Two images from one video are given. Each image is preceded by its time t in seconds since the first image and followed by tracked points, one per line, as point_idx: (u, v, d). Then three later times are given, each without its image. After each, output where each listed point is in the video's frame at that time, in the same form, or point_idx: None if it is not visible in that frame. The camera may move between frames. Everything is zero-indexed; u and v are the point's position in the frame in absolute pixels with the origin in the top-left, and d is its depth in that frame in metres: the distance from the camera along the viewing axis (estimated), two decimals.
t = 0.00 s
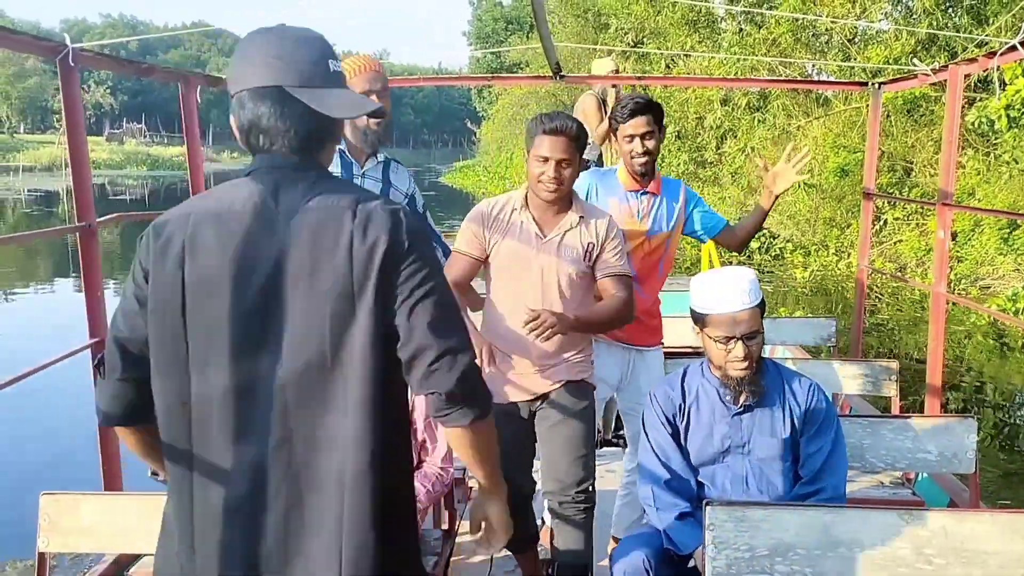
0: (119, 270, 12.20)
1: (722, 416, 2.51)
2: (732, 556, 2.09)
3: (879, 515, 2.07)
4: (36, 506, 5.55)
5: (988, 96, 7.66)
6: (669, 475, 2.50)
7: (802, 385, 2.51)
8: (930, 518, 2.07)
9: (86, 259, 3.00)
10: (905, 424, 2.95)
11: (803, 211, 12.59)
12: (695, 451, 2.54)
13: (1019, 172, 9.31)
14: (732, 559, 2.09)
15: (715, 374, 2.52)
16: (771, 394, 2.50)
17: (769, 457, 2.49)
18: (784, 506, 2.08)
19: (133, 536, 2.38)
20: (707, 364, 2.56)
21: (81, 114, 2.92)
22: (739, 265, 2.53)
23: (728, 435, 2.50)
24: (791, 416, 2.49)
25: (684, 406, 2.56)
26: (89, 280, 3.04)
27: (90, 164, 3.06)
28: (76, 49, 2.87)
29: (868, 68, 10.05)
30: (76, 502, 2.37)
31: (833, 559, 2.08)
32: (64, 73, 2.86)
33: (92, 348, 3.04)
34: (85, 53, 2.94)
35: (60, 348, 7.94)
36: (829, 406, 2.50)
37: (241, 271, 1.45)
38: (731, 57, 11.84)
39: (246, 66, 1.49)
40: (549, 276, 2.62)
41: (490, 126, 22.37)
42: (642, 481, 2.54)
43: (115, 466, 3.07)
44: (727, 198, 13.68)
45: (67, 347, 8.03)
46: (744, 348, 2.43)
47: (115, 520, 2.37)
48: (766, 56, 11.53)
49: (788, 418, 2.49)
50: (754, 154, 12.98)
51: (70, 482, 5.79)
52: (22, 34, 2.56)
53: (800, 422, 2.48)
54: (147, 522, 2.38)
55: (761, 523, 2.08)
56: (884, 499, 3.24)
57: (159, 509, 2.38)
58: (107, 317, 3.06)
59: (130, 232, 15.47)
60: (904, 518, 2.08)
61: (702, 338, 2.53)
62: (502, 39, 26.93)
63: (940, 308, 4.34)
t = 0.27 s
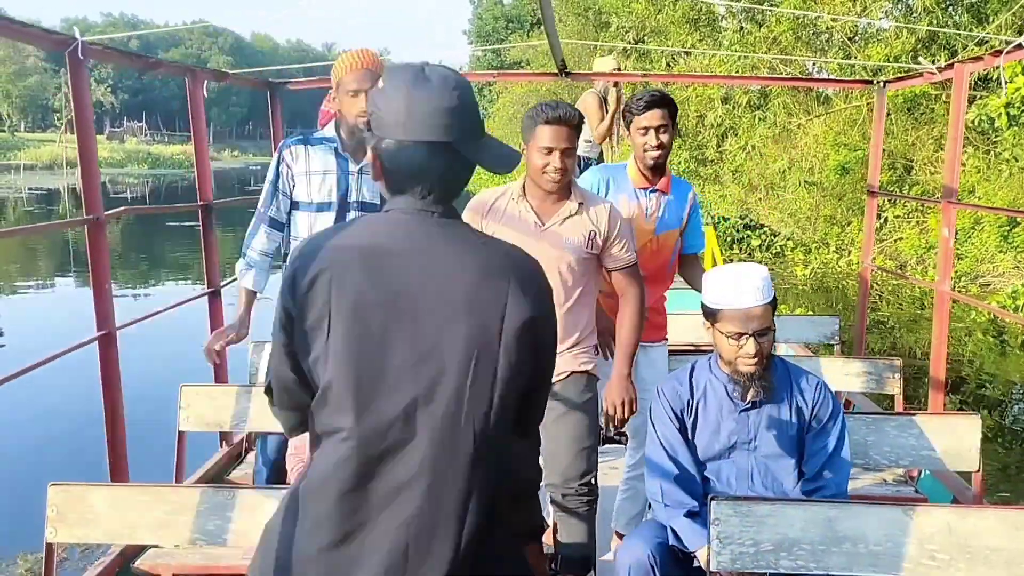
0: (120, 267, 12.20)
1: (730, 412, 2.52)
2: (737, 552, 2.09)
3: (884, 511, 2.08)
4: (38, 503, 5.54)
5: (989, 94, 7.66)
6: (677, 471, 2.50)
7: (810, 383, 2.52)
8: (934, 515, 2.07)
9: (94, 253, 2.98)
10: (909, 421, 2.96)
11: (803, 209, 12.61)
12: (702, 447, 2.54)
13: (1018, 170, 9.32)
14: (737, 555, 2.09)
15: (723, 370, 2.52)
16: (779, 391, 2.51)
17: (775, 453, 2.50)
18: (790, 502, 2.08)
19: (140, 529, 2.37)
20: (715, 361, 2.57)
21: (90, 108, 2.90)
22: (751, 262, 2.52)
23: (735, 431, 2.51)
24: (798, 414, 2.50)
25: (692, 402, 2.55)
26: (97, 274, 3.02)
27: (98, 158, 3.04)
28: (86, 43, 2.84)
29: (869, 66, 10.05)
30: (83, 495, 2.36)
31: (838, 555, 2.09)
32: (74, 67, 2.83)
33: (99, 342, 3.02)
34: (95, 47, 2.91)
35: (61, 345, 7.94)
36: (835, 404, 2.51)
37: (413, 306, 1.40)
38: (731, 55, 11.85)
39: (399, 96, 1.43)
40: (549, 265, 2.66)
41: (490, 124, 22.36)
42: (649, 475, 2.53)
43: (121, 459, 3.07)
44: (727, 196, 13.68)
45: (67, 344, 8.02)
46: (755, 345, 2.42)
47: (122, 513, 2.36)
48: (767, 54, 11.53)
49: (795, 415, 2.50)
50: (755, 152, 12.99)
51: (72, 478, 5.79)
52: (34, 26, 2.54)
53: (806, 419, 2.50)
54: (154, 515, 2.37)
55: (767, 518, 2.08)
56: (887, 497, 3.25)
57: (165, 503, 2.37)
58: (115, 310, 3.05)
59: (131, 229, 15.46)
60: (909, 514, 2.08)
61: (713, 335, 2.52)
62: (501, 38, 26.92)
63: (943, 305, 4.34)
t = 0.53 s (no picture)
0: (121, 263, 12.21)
1: (740, 407, 2.51)
2: (743, 544, 2.08)
3: (890, 503, 2.08)
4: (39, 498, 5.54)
5: (990, 88, 7.66)
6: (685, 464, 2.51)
7: (822, 380, 2.52)
8: (939, 507, 2.08)
9: (102, 244, 2.98)
10: (915, 416, 2.96)
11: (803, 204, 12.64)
12: (711, 441, 2.55)
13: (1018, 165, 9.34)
14: (743, 547, 2.08)
15: (735, 364, 2.52)
16: (792, 387, 2.50)
17: (784, 448, 2.51)
18: (797, 494, 2.08)
19: (147, 519, 2.38)
20: (727, 355, 2.56)
21: (98, 99, 2.89)
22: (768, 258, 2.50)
23: (745, 426, 2.51)
24: (809, 410, 2.50)
25: (703, 396, 2.56)
26: (105, 265, 3.03)
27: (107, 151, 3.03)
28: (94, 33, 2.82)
29: (868, 61, 10.05)
30: (92, 485, 2.36)
31: (843, 547, 2.09)
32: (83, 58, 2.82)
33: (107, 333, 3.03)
34: (103, 38, 2.89)
35: (63, 340, 7.95)
36: (845, 402, 2.53)
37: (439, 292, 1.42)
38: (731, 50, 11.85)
39: (447, 96, 1.42)
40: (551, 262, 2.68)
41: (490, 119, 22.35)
42: (655, 466, 2.53)
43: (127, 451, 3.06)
44: (728, 191, 13.68)
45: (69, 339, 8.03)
46: (770, 340, 2.40)
47: (129, 503, 2.37)
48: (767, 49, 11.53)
49: (806, 411, 2.50)
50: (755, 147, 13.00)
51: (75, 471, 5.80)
52: (44, 17, 2.53)
53: (817, 415, 2.51)
54: (161, 505, 2.37)
55: (773, 511, 2.07)
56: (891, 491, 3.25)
57: (172, 493, 2.37)
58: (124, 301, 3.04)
59: (131, 224, 15.46)
60: (915, 507, 2.09)
61: (727, 329, 2.50)
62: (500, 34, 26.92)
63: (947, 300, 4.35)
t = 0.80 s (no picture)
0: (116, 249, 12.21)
1: (743, 394, 2.53)
2: (738, 527, 2.10)
3: (885, 487, 2.09)
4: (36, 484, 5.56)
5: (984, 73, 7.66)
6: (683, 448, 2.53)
7: (826, 369, 2.53)
8: (933, 491, 2.09)
9: (97, 230, 2.98)
10: (910, 400, 2.97)
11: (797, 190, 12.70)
12: (712, 426, 2.56)
13: (1011, 151, 9.36)
14: (738, 530, 2.10)
15: (738, 350, 2.53)
16: (795, 375, 2.52)
17: (784, 435, 2.52)
18: (792, 477, 2.09)
19: (146, 503, 2.39)
20: (730, 341, 2.57)
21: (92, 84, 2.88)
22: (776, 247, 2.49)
23: (747, 412, 2.52)
24: (810, 397, 2.52)
25: (705, 382, 2.57)
26: (101, 251, 3.03)
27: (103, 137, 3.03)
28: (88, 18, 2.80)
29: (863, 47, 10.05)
30: (90, 470, 2.37)
31: (838, 531, 2.11)
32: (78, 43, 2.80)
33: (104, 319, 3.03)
34: (99, 22, 2.87)
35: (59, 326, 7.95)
36: (847, 390, 2.53)
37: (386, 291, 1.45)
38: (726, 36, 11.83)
39: (370, 76, 1.43)
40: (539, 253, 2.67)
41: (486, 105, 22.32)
42: (649, 451, 2.57)
43: (125, 436, 3.07)
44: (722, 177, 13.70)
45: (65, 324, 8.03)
46: (777, 327, 2.39)
47: (128, 487, 2.38)
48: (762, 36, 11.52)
49: (808, 398, 2.52)
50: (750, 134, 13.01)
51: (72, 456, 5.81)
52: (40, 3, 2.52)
53: (818, 402, 2.52)
54: (160, 490, 2.38)
55: (767, 494, 2.09)
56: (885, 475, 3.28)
57: (170, 478, 2.38)
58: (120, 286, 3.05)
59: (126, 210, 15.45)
60: (909, 491, 2.10)
61: (734, 316, 2.49)
62: (495, 19, 26.85)
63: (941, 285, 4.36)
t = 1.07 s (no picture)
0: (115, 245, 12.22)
1: (738, 388, 2.53)
2: (731, 519, 2.12)
3: (879, 478, 2.10)
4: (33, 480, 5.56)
5: (979, 67, 7.66)
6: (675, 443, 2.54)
7: (822, 362, 2.54)
8: (926, 481, 2.11)
9: (91, 227, 2.99)
10: (904, 391, 2.98)
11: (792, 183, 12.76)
12: (706, 420, 2.58)
13: (1005, 145, 9.39)
14: (731, 523, 2.12)
15: (735, 344, 2.53)
16: (792, 370, 2.52)
17: (779, 429, 2.53)
18: (786, 470, 2.10)
19: (141, 502, 2.38)
20: (727, 335, 2.57)
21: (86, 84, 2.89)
22: (772, 238, 2.48)
23: (742, 407, 2.53)
24: (807, 391, 2.52)
25: (700, 375, 2.58)
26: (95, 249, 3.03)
27: (97, 136, 3.04)
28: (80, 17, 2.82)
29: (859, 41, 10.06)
30: (84, 470, 2.38)
31: (833, 521, 2.12)
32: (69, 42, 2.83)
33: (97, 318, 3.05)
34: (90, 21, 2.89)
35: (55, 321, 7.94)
36: (844, 384, 2.52)
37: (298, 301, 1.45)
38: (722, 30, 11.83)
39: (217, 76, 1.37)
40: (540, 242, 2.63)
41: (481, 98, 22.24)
42: (640, 445, 2.60)
43: (119, 434, 3.07)
44: (718, 171, 13.72)
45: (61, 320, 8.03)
46: (773, 323, 2.41)
47: (124, 486, 2.38)
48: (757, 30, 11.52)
49: (803, 392, 2.52)
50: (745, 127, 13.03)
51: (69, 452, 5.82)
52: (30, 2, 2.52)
53: (814, 396, 2.52)
54: (155, 488, 2.38)
55: (761, 486, 2.09)
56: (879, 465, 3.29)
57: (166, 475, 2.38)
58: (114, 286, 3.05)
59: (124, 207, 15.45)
60: (902, 482, 2.11)
61: (730, 310, 2.51)
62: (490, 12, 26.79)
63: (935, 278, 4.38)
